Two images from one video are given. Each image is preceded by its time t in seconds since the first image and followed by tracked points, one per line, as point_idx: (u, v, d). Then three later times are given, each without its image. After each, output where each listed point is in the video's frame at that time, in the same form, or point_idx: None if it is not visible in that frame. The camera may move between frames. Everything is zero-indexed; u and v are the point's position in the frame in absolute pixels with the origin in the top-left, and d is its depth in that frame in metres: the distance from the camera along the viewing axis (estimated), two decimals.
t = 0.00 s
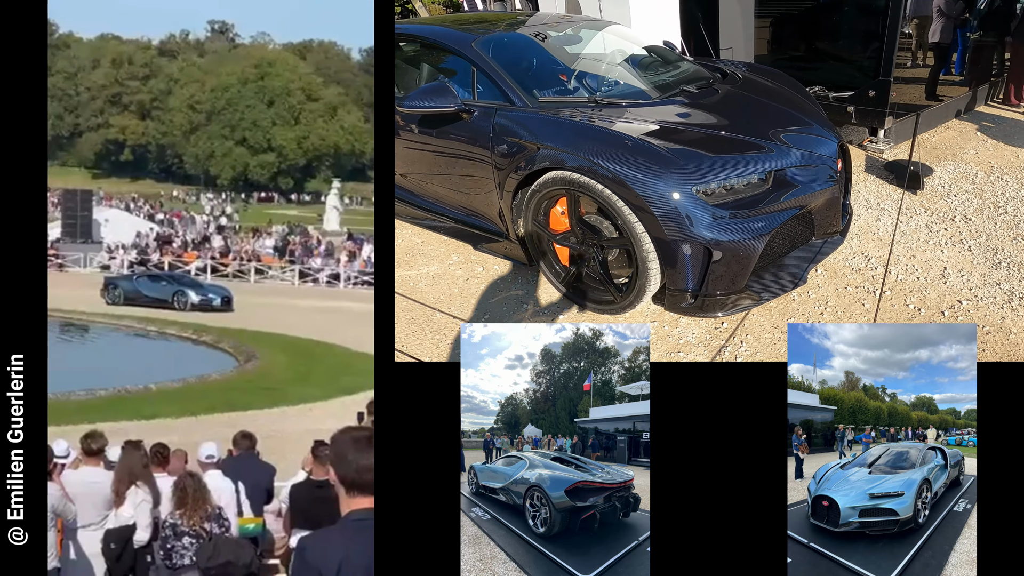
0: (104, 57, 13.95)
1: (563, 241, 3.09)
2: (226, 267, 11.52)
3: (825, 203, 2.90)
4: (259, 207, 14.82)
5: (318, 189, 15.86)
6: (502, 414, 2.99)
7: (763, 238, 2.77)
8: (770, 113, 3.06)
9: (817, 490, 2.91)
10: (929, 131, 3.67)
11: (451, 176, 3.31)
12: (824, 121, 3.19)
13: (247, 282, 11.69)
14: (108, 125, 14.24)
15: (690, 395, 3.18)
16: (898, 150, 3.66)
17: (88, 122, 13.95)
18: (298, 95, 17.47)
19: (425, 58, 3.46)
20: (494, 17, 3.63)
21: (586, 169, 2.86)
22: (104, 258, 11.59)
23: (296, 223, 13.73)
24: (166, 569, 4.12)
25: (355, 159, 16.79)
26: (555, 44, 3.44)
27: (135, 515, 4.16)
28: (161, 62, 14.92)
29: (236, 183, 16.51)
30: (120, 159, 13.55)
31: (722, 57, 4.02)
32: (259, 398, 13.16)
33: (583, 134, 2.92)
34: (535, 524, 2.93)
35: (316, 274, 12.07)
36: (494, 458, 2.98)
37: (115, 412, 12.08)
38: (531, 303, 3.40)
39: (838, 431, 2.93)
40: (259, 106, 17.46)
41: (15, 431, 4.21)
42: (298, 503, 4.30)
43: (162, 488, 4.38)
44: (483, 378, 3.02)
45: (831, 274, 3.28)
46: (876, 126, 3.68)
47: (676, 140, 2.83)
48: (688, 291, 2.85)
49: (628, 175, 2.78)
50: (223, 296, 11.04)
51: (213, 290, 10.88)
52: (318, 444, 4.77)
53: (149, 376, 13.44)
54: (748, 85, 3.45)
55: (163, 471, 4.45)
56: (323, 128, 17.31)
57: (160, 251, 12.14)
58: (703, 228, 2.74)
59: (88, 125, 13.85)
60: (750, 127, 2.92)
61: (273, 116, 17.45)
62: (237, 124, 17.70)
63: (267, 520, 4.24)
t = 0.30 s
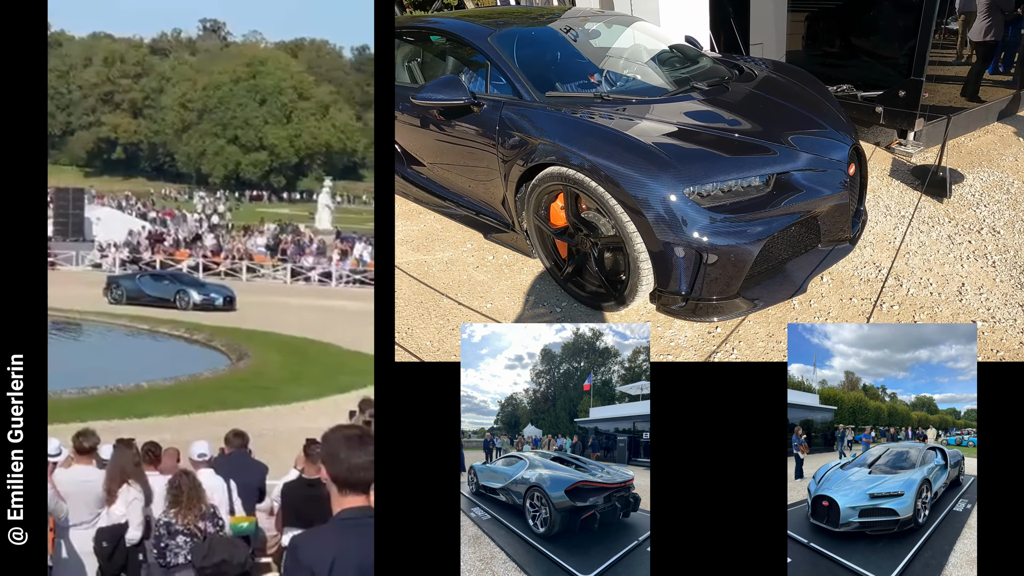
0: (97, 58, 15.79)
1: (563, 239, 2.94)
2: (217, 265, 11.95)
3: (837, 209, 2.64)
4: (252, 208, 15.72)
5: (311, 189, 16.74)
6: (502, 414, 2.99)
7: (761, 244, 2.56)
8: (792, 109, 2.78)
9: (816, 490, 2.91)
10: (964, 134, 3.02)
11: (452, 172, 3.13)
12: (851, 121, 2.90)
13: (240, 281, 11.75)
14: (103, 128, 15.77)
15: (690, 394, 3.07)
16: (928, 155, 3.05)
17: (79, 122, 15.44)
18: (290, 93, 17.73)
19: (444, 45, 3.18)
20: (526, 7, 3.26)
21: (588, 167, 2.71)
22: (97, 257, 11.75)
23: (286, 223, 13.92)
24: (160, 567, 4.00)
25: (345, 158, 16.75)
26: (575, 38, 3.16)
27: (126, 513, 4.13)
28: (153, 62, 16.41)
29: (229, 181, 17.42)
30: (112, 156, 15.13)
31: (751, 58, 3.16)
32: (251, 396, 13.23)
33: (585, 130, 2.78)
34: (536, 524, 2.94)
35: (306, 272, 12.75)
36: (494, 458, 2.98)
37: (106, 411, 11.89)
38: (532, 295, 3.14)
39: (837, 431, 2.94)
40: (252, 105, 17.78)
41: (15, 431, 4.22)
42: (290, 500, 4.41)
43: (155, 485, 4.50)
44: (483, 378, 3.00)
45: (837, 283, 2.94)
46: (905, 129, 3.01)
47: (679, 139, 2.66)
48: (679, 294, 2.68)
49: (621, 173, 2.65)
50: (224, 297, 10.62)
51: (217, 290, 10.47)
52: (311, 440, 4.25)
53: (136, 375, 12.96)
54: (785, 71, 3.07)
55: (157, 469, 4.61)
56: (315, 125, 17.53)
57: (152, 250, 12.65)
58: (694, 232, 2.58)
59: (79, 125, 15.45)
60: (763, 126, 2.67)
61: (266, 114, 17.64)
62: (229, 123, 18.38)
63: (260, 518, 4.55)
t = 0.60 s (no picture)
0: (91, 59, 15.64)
1: (550, 238, 2.92)
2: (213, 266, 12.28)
3: (823, 213, 2.60)
4: (246, 207, 15.79)
5: (307, 189, 16.89)
6: (502, 414, 2.99)
7: (741, 248, 2.54)
8: (784, 113, 2.74)
9: (816, 490, 2.91)
10: (973, 138, 3.06)
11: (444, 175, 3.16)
12: (845, 125, 2.86)
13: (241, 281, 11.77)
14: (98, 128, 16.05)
15: (692, 395, 3.08)
16: (935, 158, 3.10)
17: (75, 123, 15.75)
18: (285, 92, 17.92)
19: (451, 45, 3.20)
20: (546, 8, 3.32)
21: (573, 170, 2.70)
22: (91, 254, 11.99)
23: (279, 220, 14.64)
24: (155, 567, 3.94)
25: (340, 156, 17.24)
26: (581, 38, 3.14)
27: (121, 513, 4.03)
28: (148, 61, 16.40)
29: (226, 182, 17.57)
30: (105, 155, 15.54)
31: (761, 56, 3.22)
32: (246, 395, 13.21)
33: (572, 133, 2.76)
34: (536, 524, 2.94)
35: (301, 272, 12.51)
36: (494, 458, 2.98)
37: (104, 411, 11.98)
38: (523, 290, 3.15)
39: (838, 431, 2.93)
40: (248, 103, 18.33)
41: (15, 431, 4.21)
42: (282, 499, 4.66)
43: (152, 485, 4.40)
44: (483, 378, 3.01)
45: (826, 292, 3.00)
46: (912, 131, 3.07)
47: (666, 143, 2.64)
48: (659, 296, 2.67)
49: (604, 175, 2.64)
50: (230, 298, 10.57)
51: (221, 291, 10.40)
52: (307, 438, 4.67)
53: (134, 375, 13.02)
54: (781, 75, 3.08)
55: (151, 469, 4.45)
56: (309, 124, 18.09)
57: (146, 249, 12.91)
58: (673, 236, 2.56)
59: (75, 124, 15.99)
60: (752, 130, 2.64)
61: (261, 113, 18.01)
62: (224, 122, 18.75)
63: (256, 517, 4.54)
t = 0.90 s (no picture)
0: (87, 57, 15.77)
1: (529, 235, 2.92)
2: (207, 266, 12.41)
3: (805, 216, 2.58)
4: (240, 205, 15.94)
5: (302, 189, 16.90)
6: (502, 414, 2.98)
7: (716, 249, 2.54)
8: (773, 114, 2.71)
9: (817, 490, 2.91)
10: (978, 141, 3.02)
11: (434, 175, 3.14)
12: (838, 127, 2.82)
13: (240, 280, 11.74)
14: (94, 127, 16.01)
15: (691, 395, 3.10)
16: (935, 161, 3.05)
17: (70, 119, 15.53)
18: (280, 93, 17.96)
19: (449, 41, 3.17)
20: (549, 6, 3.26)
21: (548, 169, 2.70)
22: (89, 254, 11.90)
23: (274, 220, 14.80)
24: (151, 567, 3.93)
25: (336, 156, 17.30)
26: (575, 36, 3.12)
27: (118, 513, 4.01)
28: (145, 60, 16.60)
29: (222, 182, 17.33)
30: (102, 156, 15.52)
31: (765, 56, 3.06)
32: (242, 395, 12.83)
33: (552, 132, 2.75)
34: (536, 524, 2.93)
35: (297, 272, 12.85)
36: (494, 458, 2.97)
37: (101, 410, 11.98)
38: (506, 285, 3.15)
39: (838, 431, 2.93)
40: (246, 104, 18.06)
41: (16, 431, 4.21)
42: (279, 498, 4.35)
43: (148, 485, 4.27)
44: (483, 378, 3.00)
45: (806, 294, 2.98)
46: (913, 134, 3.01)
47: (646, 143, 2.64)
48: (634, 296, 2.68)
49: (580, 174, 2.64)
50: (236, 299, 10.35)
51: (227, 291, 10.28)
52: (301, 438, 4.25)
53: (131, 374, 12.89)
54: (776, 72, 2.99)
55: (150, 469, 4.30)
56: (304, 124, 17.68)
57: (142, 248, 12.89)
58: (647, 236, 2.56)
59: (71, 124, 15.51)
60: (737, 131, 2.62)
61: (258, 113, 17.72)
62: (221, 123, 18.32)
63: (252, 518, 4.26)
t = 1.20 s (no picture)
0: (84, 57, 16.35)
1: (522, 229, 2.95)
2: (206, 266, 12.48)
3: (800, 222, 2.58)
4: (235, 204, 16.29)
5: (300, 189, 16.90)
6: (502, 414, 2.99)
7: (702, 251, 2.58)
8: (781, 113, 2.66)
9: (816, 490, 2.91)
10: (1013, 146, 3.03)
11: (436, 167, 3.11)
12: (848, 126, 2.76)
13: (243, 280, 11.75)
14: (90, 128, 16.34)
15: (690, 395, 3.09)
16: (961, 167, 3.01)
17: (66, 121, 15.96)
18: (277, 92, 18.21)
19: (463, 32, 3.13)
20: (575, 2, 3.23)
21: (536, 164, 2.73)
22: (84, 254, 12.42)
23: (270, 218, 15.06)
24: (148, 567, 3.88)
25: (334, 156, 17.28)
26: (588, 29, 3.10)
27: (114, 513, 3.79)
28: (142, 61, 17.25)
29: (220, 182, 17.25)
30: (99, 155, 16.06)
31: (793, 52, 3.01)
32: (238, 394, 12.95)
33: (546, 125, 2.76)
34: (536, 524, 2.93)
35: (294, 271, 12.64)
36: (494, 458, 2.98)
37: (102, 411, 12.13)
38: (501, 276, 3.16)
39: (837, 431, 2.93)
40: (241, 104, 18.33)
41: (15, 430, 4.22)
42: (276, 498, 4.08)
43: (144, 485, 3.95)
44: (483, 378, 3.00)
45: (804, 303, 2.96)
46: (939, 138, 2.97)
47: (641, 140, 2.64)
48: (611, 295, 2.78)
49: (571, 169, 2.66)
50: (244, 300, 10.19)
51: (235, 292, 10.05)
52: (301, 436, 3.80)
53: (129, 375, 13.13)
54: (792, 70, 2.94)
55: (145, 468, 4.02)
56: (302, 124, 17.80)
57: (139, 248, 12.89)
58: (633, 234, 2.62)
59: (67, 122, 15.98)
60: (739, 130, 2.60)
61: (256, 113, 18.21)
62: (218, 122, 18.29)
63: (248, 517, 4.15)
